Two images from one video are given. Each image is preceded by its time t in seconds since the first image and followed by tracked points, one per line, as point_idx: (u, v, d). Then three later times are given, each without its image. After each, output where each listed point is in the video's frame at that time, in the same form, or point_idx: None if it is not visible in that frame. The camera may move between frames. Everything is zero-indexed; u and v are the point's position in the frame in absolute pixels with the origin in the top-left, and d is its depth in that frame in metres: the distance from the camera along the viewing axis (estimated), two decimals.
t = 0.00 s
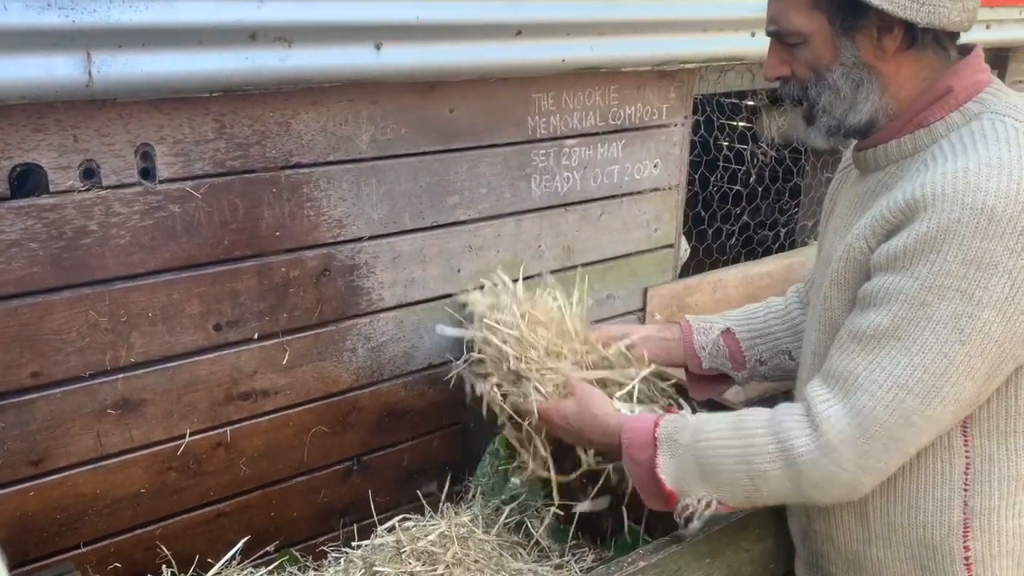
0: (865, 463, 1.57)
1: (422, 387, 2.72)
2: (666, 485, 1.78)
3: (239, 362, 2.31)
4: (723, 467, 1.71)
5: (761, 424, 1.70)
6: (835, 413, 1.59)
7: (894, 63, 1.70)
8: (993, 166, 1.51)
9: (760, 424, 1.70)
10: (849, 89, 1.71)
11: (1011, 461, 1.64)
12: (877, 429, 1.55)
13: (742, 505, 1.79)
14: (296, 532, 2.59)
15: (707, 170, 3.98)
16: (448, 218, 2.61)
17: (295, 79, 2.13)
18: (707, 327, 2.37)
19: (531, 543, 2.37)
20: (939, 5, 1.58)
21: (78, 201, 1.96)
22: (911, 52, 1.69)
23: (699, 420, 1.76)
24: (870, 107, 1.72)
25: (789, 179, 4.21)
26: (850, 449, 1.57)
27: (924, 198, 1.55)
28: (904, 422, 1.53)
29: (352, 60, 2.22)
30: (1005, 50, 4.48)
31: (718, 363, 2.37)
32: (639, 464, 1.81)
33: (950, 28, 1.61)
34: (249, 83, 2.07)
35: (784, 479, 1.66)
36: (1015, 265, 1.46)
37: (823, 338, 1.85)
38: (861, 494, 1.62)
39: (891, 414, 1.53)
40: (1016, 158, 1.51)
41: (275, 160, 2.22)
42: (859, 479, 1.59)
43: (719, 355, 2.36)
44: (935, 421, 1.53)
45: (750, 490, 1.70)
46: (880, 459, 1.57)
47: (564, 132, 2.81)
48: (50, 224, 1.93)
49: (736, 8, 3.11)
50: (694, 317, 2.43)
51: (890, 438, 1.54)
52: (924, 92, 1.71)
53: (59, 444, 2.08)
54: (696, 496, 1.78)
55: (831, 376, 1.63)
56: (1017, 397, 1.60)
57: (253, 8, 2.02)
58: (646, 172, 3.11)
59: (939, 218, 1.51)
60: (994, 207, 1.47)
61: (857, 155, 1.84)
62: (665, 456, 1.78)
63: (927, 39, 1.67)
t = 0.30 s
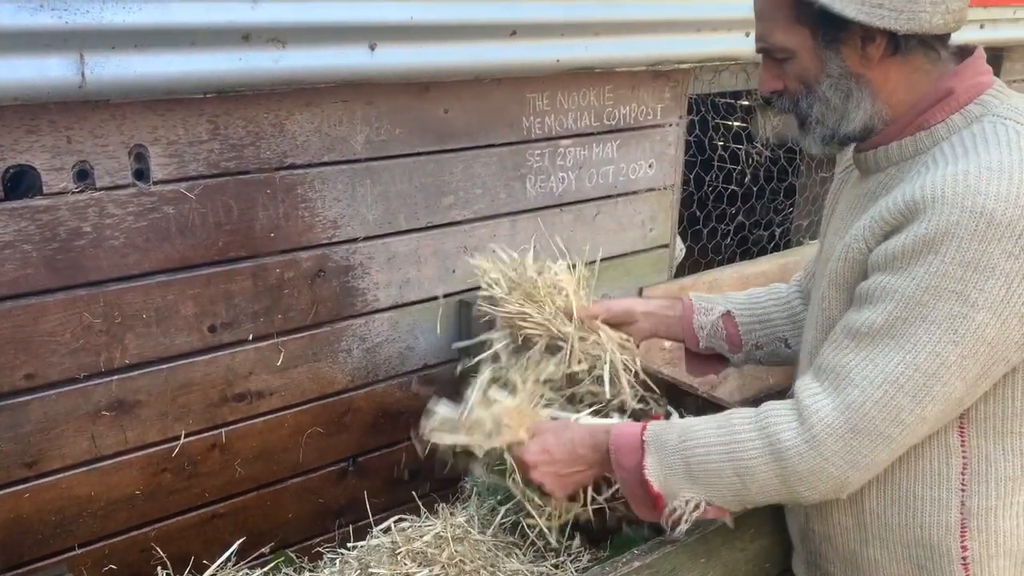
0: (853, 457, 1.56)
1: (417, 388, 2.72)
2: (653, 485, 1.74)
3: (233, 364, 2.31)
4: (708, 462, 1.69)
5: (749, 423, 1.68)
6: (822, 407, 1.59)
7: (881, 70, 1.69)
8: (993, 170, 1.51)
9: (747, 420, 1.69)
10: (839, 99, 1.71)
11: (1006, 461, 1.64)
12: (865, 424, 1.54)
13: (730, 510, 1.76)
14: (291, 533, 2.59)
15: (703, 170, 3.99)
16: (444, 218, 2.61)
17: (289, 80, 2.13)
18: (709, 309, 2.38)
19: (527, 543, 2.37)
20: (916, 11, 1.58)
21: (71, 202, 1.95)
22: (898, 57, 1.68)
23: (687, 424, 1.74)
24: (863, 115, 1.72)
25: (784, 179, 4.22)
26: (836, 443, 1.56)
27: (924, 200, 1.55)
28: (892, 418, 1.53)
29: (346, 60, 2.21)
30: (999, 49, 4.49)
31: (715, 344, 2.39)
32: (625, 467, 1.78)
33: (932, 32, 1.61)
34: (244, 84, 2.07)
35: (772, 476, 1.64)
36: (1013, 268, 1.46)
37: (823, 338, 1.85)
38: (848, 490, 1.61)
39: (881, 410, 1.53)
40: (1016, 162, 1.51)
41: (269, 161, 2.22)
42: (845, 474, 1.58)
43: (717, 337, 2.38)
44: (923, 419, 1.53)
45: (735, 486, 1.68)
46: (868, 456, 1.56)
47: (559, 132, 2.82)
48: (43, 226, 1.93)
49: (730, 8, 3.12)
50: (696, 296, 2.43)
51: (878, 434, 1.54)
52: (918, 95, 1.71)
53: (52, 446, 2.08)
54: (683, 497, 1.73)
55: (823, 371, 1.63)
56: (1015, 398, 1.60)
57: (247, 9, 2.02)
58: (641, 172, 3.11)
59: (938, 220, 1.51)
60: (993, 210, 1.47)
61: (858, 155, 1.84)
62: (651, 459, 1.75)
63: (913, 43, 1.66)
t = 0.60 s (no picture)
0: (848, 459, 1.56)
1: (415, 387, 2.72)
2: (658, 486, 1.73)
3: (232, 363, 2.31)
4: (707, 466, 1.68)
5: (747, 425, 1.68)
6: (820, 409, 1.58)
7: (859, 78, 1.69)
8: (985, 172, 1.51)
9: (745, 423, 1.69)
10: (823, 110, 1.73)
11: (1010, 462, 1.64)
12: (862, 426, 1.54)
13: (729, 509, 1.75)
14: (290, 533, 2.59)
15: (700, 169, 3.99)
16: (442, 218, 2.61)
17: (286, 79, 2.13)
18: (721, 297, 2.40)
19: (526, 543, 2.38)
20: (881, 18, 1.57)
21: (68, 202, 1.95)
22: (875, 63, 1.66)
23: (687, 423, 1.74)
24: (849, 122, 1.73)
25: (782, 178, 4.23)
26: (832, 445, 1.56)
27: (918, 203, 1.55)
28: (889, 420, 1.52)
29: (343, 60, 2.21)
30: (996, 47, 4.49)
31: (725, 332, 2.40)
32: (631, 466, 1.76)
33: (904, 35, 1.59)
34: (241, 83, 2.06)
35: (767, 476, 1.64)
36: (1008, 269, 1.46)
37: (822, 342, 1.85)
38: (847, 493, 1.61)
39: (877, 412, 1.52)
40: (1009, 163, 1.51)
41: (267, 160, 2.22)
42: (841, 477, 1.58)
43: (726, 325, 2.39)
44: (920, 421, 1.52)
45: (734, 488, 1.68)
46: (863, 459, 1.55)
47: (557, 131, 2.81)
48: (40, 226, 1.93)
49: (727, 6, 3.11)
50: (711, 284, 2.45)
51: (874, 436, 1.54)
52: (903, 99, 1.71)
53: (50, 447, 2.08)
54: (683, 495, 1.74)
55: (820, 375, 1.63)
56: (1016, 400, 1.60)
57: (244, 9, 2.01)
58: (638, 171, 3.11)
59: (933, 222, 1.51)
60: (986, 211, 1.47)
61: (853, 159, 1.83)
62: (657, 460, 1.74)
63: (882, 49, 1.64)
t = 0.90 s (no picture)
0: (803, 439, 1.56)
1: (416, 387, 2.72)
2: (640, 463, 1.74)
3: (232, 363, 2.31)
4: (677, 433, 1.68)
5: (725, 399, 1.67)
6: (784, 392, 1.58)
7: (851, 80, 1.66)
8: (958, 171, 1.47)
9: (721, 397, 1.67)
10: (817, 111, 1.72)
11: (992, 457, 1.61)
12: (819, 410, 1.53)
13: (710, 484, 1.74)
14: (291, 532, 2.60)
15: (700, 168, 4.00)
16: (441, 217, 2.61)
17: (285, 79, 2.13)
18: (732, 283, 2.44)
19: (526, 541, 2.39)
20: (870, 20, 1.56)
21: (69, 202, 1.95)
22: (868, 65, 1.64)
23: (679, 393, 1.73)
24: (845, 124, 1.71)
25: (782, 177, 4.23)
26: (788, 427, 1.56)
27: (890, 199, 1.53)
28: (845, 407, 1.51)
29: (342, 59, 2.21)
30: (996, 46, 4.49)
31: (732, 318, 2.45)
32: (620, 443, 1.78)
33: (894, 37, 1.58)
34: (241, 83, 2.07)
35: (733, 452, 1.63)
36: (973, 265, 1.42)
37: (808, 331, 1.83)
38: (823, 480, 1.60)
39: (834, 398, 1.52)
40: (985, 163, 1.47)
41: (267, 160, 2.22)
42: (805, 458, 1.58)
43: (734, 311, 2.44)
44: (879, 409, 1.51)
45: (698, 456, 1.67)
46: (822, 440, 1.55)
47: (557, 131, 2.82)
48: (41, 225, 1.93)
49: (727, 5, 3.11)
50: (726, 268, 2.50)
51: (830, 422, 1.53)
52: (896, 100, 1.67)
53: (51, 446, 2.08)
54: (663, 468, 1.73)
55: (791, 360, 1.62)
56: (999, 396, 1.57)
57: (244, 9, 2.02)
58: (638, 170, 3.12)
59: (902, 216, 1.48)
60: (955, 208, 1.43)
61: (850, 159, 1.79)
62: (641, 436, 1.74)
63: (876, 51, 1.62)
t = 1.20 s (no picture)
0: (798, 439, 1.56)
1: (415, 386, 2.73)
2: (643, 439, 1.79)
3: (233, 362, 2.31)
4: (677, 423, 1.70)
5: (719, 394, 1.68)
6: (776, 392, 1.58)
7: (837, 76, 1.66)
8: (940, 173, 1.46)
9: (720, 391, 1.68)
10: (803, 106, 1.71)
11: (978, 456, 1.60)
12: (810, 411, 1.53)
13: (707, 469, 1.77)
14: (291, 530, 2.60)
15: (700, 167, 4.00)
16: (441, 217, 2.62)
17: (285, 78, 2.13)
18: (724, 275, 2.41)
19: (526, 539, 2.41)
20: (858, 17, 1.55)
21: (70, 201, 1.96)
22: (854, 62, 1.63)
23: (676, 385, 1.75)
24: (830, 120, 1.70)
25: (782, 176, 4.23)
26: (782, 426, 1.56)
27: (874, 201, 1.52)
28: (835, 408, 1.51)
29: (341, 59, 2.21)
30: (997, 45, 4.48)
31: (725, 310, 2.43)
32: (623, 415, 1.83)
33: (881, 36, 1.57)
34: (241, 83, 2.07)
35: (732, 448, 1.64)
36: (954, 267, 1.41)
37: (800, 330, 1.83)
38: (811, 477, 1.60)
39: (823, 399, 1.52)
40: (967, 165, 1.46)
41: (268, 159, 2.22)
42: (798, 457, 1.58)
43: (727, 303, 2.41)
44: (867, 409, 1.50)
45: (704, 453, 1.69)
46: (818, 441, 1.55)
47: (557, 130, 2.82)
48: (42, 225, 1.93)
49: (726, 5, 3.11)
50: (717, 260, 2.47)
51: (821, 422, 1.53)
52: (881, 99, 1.67)
53: (51, 445, 2.08)
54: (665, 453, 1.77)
55: (783, 360, 1.63)
56: (983, 394, 1.56)
57: (244, 9, 2.02)
58: (638, 169, 3.12)
59: (885, 219, 1.48)
60: (936, 211, 1.43)
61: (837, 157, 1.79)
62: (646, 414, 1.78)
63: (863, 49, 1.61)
